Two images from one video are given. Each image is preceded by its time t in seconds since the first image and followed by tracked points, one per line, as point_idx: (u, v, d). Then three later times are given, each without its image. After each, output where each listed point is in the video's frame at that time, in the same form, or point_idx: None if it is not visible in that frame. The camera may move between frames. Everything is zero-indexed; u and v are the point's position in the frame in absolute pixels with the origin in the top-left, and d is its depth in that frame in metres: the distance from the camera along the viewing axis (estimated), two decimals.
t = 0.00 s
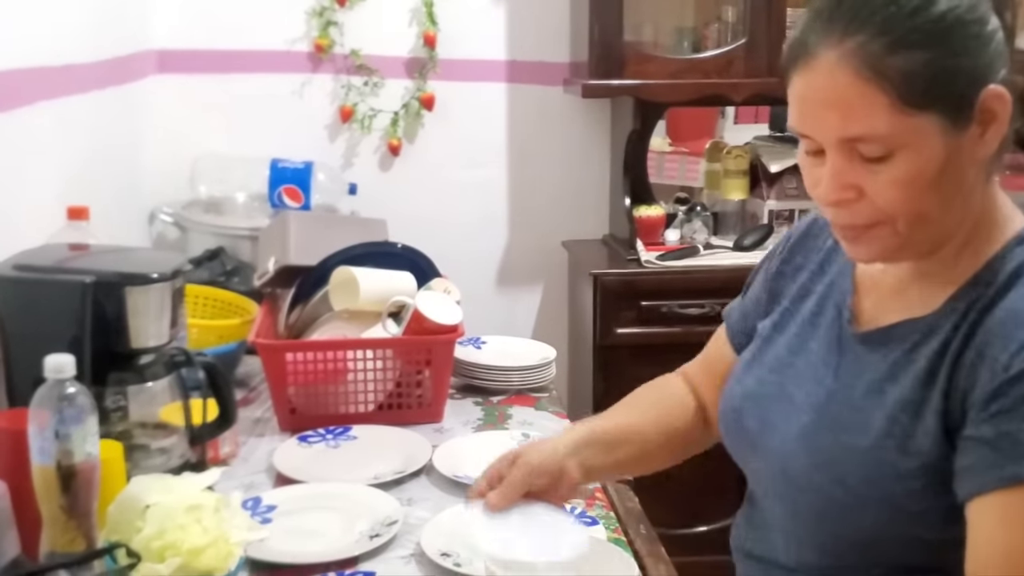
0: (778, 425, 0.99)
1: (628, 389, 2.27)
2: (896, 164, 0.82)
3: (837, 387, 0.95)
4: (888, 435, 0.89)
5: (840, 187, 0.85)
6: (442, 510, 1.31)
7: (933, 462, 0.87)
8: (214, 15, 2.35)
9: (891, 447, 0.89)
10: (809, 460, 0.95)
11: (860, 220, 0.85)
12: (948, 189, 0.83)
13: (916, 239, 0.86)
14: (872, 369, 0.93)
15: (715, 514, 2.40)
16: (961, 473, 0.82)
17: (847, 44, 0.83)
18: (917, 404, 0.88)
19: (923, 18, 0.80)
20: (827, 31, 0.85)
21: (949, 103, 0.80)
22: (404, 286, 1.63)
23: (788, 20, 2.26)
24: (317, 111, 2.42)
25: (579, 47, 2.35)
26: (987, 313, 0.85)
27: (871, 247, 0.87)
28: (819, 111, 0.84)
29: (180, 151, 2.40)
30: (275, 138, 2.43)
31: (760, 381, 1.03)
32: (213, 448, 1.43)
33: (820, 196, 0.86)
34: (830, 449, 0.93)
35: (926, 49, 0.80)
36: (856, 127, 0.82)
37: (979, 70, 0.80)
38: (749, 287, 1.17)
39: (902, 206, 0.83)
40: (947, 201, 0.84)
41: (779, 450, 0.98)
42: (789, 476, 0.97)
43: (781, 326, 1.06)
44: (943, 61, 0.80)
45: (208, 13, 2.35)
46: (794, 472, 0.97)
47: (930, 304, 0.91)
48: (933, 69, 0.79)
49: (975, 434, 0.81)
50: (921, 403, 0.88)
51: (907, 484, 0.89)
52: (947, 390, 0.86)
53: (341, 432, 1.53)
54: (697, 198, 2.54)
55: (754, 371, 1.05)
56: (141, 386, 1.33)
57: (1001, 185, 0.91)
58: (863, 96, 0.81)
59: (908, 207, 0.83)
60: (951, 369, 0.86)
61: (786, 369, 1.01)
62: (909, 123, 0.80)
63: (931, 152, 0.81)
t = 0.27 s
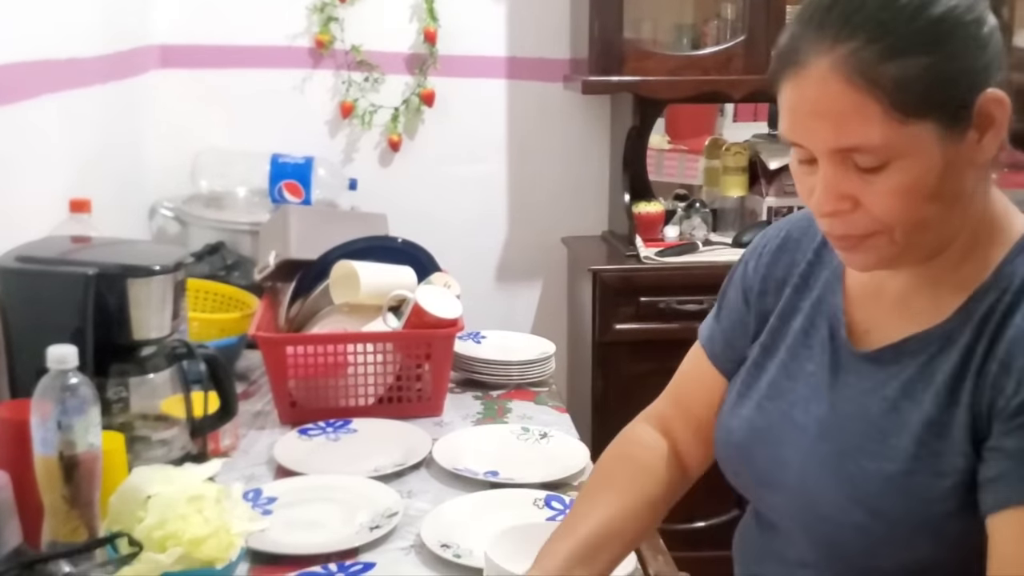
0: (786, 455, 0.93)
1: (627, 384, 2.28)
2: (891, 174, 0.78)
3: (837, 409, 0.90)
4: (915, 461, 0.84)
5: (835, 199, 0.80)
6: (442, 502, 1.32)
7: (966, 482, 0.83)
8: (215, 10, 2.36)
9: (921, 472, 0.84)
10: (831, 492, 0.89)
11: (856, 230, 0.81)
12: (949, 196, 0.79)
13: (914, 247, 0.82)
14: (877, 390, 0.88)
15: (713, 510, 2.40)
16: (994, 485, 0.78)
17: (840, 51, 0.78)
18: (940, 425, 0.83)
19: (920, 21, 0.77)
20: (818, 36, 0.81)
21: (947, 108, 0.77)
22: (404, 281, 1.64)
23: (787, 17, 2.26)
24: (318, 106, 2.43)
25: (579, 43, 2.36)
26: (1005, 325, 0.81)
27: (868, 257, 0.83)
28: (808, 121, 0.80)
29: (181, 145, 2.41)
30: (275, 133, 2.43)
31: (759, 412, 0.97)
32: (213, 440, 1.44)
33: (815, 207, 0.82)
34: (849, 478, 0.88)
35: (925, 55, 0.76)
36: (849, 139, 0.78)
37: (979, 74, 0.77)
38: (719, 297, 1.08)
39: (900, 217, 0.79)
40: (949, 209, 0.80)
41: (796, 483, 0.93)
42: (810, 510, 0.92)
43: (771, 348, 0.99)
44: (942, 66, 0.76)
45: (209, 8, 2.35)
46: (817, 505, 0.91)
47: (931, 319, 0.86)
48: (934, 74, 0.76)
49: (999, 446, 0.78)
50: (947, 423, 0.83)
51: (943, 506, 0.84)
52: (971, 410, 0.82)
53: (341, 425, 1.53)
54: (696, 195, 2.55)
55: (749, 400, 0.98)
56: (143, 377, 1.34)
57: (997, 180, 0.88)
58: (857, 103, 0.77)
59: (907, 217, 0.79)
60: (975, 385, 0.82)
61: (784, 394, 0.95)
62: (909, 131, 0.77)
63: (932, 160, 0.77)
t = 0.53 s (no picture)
0: (770, 482, 0.91)
1: (618, 385, 2.27)
2: (851, 196, 0.76)
3: (821, 429, 0.88)
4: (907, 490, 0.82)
5: (796, 219, 0.78)
6: (427, 504, 1.31)
7: (962, 503, 0.81)
8: (205, 8, 2.35)
9: (915, 501, 0.82)
10: (823, 522, 0.87)
11: (820, 251, 0.79)
12: (917, 212, 0.77)
13: (881, 266, 0.80)
14: (859, 415, 0.86)
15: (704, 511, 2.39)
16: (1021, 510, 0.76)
17: (791, 71, 0.76)
18: (932, 448, 0.81)
19: (876, 36, 0.74)
20: (771, 56, 0.78)
21: (910, 125, 0.74)
22: (391, 281, 1.63)
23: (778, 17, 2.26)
24: (307, 105, 2.42)
25: (570, 42, 2.35)
26: (997, 340, 0.79)
27: (836, 277, 0.81)
28: (765, 141, 0.77)
29: (170, 144, 2.39)
30: (265, 132, 2.42)
31: (738, 439, 0.94)
32: (197, 441, 1.43)
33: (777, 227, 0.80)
34: (840, 507, 0.86)
35: (881, 72, 0.73)
36: (808, 160, 0.75)
37: (941, 89, 0.74)
38: (691, 318, 1.05)
39: (865, 238, 0.77)
40: (915, 225, 0.78)
41: (785, 514, 0.90)
42: (802, 542, 0.89)
43: (749, 370, 0.97)
44: (902, 83, 0.73)
45: (198, 6, 2.34)
46: (812, 536, 0.88)
47: (913, 338, 0.85)
48: (892, 92, 0.73)
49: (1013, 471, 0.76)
50: (942, 447, 0.81)
51: (940, 533, 0.82)
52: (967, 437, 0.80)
53: (327, 426, 1.52)
54: (687, 195, 2.54)
55: (729, 427, 0.96)
56: (127, 378, 1.33)
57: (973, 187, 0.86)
58: (813, 126, 0.75)
59: (872, 237, 0.77)
60: (968, 412, 0.80)
61: (764, 420, 0.93)
62: (867, 152, 0.74)
63: (893, 180, 0.75)
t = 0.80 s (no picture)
0: (750, 500, 0.92)
1: (607, 386, 2.27)
2: (830, 210, 0.76)
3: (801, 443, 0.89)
4: (879, 516, 0.83)
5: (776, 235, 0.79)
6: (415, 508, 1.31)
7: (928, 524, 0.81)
8: (193, 11, 2.34)
9: (886, 528, 0.83)
10: (796, 546, 0.88)
11: (802, 266, 0.80)
12: (897, 229, 0.77)
13: (864, 281, 0.80)
14: (840, 435, 0.87)
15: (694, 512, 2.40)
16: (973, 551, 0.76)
17: (765, 84, 0.77)
18: (905, 475, 0.82)
19: (856, 47, 0.74)
20: (747, 68, 0.79)
21: (888, 139, 0.74)
22: (379, 284, 1.63)
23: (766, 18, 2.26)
24: (296, 108, 2.42)
25: (558, 44, 2.35)
26: (969, 370, 0.79)
27: (818, 291, 0.82)
28: (743, 156, 0.79)
29: (159, 147, 2.39)
30: (254, 135, 2.42)
31: (721, 452, 0.96)
32: (185, 446, 1.42)
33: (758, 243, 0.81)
34: (816, 533, 0.86)
35: (858, 85, 0.73)
36: (784, 174, 0.76)
37: (923, 101, 0.74)
38: (683, 326, 1.07)
39: (844, 253, 0.78)
40: (899, 238, 0.79)
41: (762, 537, 0.91)
42: (779, 563, 0.91)
43: (734, 383, 0.99)
44: (878, 96, 0.73)
45: (186, 9, 2.34)
46: (786, 561, 0.89)
47: (896, 356, 0.85)
48: (869, 105, 0.73)
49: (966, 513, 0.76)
50: (911, 475, 0.82)
51: (911, 561, 0.83)
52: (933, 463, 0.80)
53: (316, 430, 1.52)
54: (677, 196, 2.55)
55: (714, 441, 0.98)
56: (114, 383, 1.32)
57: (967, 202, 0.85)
58: (789, 140, 0.76)
59: (853, 252, 0.78)
60: (936, 438, 0.80)
61: (746, 435, 0.94)
62: (844, 167, 0.75)
63: (871, 194, 0.75)
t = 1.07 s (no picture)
0: (740, 491, 0.91)
1: (600, 380, 2.26)
2: (821, 193, 0.75)
3: (794, 435, 0.88)
4: (870, 508, 0.81)
5: (767, 221, 0.78)
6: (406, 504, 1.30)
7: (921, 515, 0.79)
8: (179, 5, 2.32)
9: (878, 519, 0.81)
10: (785, 537, 0.87)
11: (794, 254, 0.79)
12: (889, 212, 0.76)
13: (858, 268, 0.79)
14: (832, 424, 0.85)
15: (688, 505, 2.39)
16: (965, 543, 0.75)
17: (749, 64, 0.76)
18: (897, 466, 0.80)
19: (836, 24, 0.73)
20: (729, 51, 0.78)
21: (876, 117, 0.73)
22: (368, 279, 1.61)
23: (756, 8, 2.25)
24: (283, 102, 2.39)
25: (548, 36, 2.34)
26: (962, 359, 0.78)
27: (811, 279, 0.80)
28: (730, 141, 0.77)
29: (145, 142, 2.37)
30: (241, 130, 2.39)
31: (713, 443, 0.94)
32: (173, 444, 1.40)
33: (749, 232, 0.79)
34: (806, 524, 0.85)
35: (842, 62, 0.72)
36: (772, 155, 0.75)
37: (907, 78, 0.73)
38: (675, 316, 1.06)
39: (837, 237, 0.76)
40: (891, 222, 0.77)
41: (751, 527, 0.90)
42: (769, 555, 0.89)
43: (725, 372, 0.98)
44: (862, 73, 0.72)
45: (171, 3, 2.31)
46: (775, 553, 0.88)
47: (889, 344, 0.83)
48: (853, 82, 0.72)
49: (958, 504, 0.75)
50: (903, 466, 0.80)
51: (903, 553, 0.81)
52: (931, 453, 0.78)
53: (305, 427, 1.51)
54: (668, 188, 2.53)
55: (705, 430, 0.96)
56: (99, 381, 1.30)
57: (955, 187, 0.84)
58: (776, 121, 0.74)
59: (845, 236, 0.76)
60: (931, 427, 0.78)
61: (738, 426, 0.93)
62: (833, 147, 0.73)
63: (862, 175, 0.74)
